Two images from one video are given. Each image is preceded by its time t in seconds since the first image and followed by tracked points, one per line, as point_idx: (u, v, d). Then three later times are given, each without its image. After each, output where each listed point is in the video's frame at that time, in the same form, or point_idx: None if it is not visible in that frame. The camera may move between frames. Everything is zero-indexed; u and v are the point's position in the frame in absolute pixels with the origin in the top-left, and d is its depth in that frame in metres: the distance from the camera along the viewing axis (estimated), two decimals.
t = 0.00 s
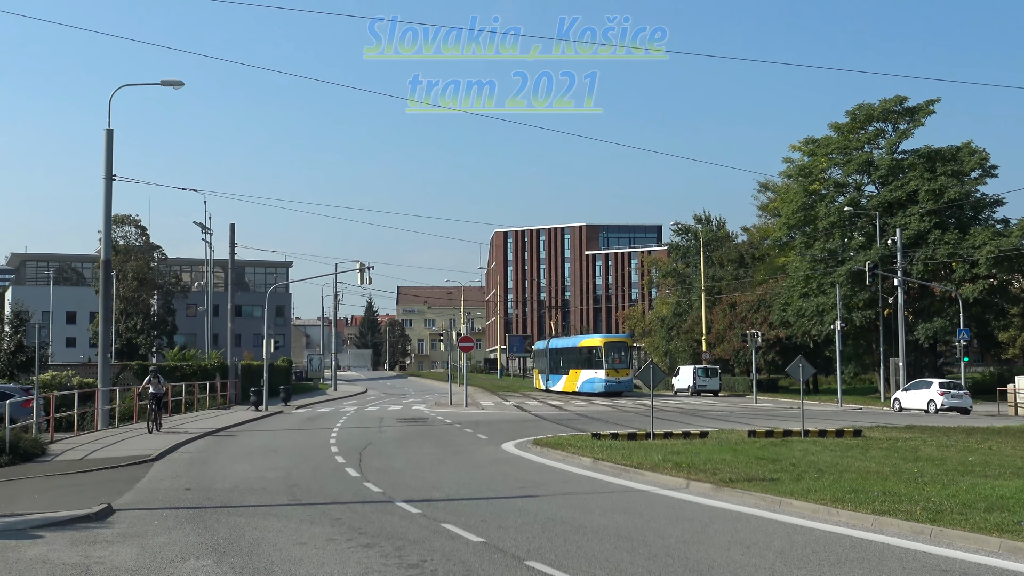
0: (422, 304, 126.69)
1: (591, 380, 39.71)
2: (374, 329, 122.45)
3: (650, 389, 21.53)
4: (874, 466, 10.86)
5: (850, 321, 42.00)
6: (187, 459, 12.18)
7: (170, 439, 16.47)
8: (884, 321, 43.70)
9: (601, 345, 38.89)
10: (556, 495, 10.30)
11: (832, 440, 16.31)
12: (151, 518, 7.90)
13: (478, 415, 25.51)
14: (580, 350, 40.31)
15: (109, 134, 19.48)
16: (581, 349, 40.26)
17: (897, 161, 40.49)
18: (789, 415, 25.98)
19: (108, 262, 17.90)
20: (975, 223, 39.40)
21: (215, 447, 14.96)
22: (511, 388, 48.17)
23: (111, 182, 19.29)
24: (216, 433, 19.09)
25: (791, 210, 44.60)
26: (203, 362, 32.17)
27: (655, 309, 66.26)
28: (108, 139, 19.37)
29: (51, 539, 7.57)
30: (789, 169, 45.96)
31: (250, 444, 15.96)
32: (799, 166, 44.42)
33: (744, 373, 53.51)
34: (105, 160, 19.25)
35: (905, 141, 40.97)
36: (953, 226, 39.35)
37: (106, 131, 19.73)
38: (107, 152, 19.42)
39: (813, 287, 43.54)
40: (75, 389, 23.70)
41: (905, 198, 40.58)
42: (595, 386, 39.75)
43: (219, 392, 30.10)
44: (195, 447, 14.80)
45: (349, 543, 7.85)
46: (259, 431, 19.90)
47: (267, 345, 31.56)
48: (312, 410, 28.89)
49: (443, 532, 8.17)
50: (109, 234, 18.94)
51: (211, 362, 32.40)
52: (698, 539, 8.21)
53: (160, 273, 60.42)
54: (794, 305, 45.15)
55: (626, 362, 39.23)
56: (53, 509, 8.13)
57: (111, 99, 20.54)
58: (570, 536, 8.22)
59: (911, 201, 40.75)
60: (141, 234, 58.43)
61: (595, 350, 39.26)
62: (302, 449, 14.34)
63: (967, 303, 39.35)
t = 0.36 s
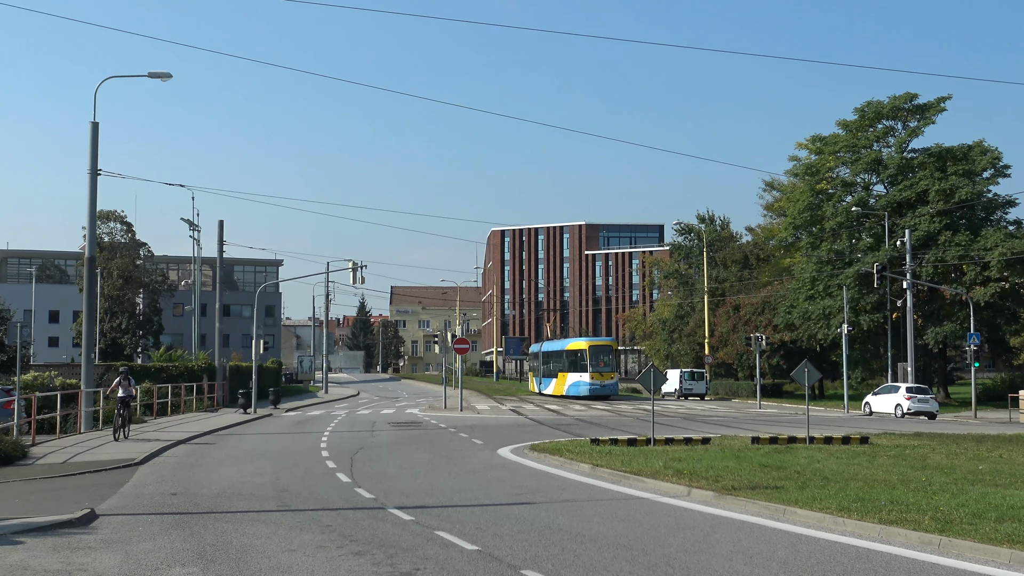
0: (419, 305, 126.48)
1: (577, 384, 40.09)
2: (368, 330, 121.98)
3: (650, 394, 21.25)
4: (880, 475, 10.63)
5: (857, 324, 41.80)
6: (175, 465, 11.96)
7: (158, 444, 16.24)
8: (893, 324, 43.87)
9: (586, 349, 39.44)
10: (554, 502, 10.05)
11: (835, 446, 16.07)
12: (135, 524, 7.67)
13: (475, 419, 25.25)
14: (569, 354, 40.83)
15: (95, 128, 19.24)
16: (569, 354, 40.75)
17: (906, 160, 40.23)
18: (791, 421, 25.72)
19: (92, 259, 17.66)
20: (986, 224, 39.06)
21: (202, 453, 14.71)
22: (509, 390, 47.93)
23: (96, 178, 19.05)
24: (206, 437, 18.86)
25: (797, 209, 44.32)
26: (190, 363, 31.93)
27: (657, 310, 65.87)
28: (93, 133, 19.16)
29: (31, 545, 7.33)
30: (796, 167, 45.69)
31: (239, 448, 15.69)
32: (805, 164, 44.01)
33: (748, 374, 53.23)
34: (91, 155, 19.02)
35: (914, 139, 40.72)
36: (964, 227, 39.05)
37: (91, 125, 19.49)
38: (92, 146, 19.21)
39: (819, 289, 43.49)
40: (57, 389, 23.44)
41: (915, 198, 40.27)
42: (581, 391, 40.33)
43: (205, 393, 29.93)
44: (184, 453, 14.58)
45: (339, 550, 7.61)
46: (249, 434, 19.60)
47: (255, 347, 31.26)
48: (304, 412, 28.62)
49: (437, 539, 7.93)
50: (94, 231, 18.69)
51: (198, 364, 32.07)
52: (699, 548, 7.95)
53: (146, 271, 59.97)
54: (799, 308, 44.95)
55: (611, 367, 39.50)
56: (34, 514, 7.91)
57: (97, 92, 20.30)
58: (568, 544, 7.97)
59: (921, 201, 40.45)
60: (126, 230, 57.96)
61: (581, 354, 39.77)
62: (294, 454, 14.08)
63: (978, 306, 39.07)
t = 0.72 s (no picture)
0: (418, 306, 126.24)
1: (567, 386, 40.57)
2: (365, 331, 121.70)
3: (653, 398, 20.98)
4: (889, 482, 10.40)
5: (868, 327, 41.70)
6: (166, 472, 11.70)
7: (150, 449, 15.98)
8: (906, 327, 43.70)
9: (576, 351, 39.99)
10: (556, 510, 9.79)
11: (844, 452, 15.82)
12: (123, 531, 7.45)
13: (475, 423, 25.00)
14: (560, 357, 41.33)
15: (83, 122, 19.00)
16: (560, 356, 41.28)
17: (919, 157, 40.03)
18: (797, 426, 25.46)
19: (78, 257, 17.39)
20: (1001, 224, 38.76)
21: (194, 460, 14.46)
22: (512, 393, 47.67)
23: (83, 174, 18.81)
24: (200, 442, 18.60)
25: (807, 208, 44.11)
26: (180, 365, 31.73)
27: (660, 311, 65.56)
28: (81, 127, 18.94)
29: (17, 552, 7.09)
30: (805, 165, 45.52)
31: (232, 454, 15.45)
32: (815, 162, 43.83)
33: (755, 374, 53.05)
34: (78, 150, 18.79)
35: (927, 135, 40.61)
36: (978, 226, 38.82)
37: (80, 120, 19.26)
38: (80, 141, 18.99)
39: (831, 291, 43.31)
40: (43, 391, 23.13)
41: (927, 196, 40.05)
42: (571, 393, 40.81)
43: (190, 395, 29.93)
44: (176, 459, 14.32)
45: (335, 558, 7.37)
46: (241, 438, 19.31)
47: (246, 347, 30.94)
48: (302, 416, 28.36)
49: (435, 547, 7.70)
50: (80, 228, 18.45)
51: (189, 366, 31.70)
52: (703, 557, 7.70)
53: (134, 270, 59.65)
54: (809, 310, 44.90)
55: (599, 369, 39.91)
56: (20, 520, 7.69)
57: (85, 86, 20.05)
58: (570, 552, 7.73)
59: (935, 200, 40.21)
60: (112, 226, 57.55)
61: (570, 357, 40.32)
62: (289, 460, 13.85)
63: (992, 310, 38.78)
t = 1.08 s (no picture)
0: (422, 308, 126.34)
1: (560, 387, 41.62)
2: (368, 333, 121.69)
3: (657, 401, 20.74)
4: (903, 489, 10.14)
5: (882, 325, 43.30)
6: (159, 487, 11.52)
7: (144, 457, 15.78)
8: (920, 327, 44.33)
9: (570, 353, 41.10)
10: (559, 516, 9.55)
11: (853, 456, 15.59)
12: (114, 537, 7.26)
13: (476, 426, 24.79)
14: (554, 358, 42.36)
15: (73, 119, 18.77)
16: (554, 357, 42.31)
17: (933, 151, 41.50)
18: (805, 428, 25.27)
19: (66, 257, 17.18)
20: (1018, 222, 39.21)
21: (190, 467, 14.24)
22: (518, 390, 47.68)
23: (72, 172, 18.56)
24: (196, 447, 18.40)
25: (819, 203, 46.08)
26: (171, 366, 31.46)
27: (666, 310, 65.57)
28: (72, 126, 18.73)
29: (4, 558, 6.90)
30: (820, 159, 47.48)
31: (227, 459, 15.23)
32: (826, 158, 46.14)
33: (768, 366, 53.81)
34: (70, 148, 18.58)
35: (944, 127, 41.92)
36: (994, 224, 39.37)
37: (71, 117, 19.06)
38: (71, 139, 18.78)
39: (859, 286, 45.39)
40: (35, 393, 22.96)
41: (942, 191, 41.00)
42: (564, 393, 41.95)
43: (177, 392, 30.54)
44: (171, 469, 14.10)
45: (331, 565, 7.16)
46: (236, 442, 19.09)
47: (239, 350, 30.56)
48: (304, 417, 28.20)
49: (434, 554, 7.49)
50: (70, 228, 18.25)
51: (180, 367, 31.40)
52: (712, 565, 7.47)
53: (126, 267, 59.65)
54: (819, 309, 46.56)
55: (592, 371, 40.94)
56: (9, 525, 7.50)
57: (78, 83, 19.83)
58: (573, 560, 7.50)
59: (949, 196, 41.05)
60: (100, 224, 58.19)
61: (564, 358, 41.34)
62: (285, 467, 13.63)
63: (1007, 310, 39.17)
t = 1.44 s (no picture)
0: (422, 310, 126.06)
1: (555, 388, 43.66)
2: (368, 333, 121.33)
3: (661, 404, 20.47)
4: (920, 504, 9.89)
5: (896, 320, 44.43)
6: (157, 500, 11.39)
7: (138, 465, 15.56)
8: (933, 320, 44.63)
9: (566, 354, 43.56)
10: (560, 523, 9.34)
11: (860, 464, 15.37)
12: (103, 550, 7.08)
13: (475, 429, 24.53)
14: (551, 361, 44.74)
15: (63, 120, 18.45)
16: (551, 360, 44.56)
17: (943, 150, 42.17)
18: (809, 431, 25.05)
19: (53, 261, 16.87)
20: None
21: (184, 474, 14.04)
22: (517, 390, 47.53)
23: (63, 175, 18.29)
24: (192, 451, 18.20)
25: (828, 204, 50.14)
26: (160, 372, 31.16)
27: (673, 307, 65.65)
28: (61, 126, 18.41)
29: None
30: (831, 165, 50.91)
31: (221, 465, 14.99)
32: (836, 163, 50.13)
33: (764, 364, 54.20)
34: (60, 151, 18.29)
35: (951, 123, 41.44)
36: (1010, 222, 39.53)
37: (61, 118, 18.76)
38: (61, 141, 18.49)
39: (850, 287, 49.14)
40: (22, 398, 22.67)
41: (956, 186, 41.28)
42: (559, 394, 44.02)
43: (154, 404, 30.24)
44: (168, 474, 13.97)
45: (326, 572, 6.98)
46: (230, 447, 18.82)
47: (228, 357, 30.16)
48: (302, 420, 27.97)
49: (432, 562, 7.30)
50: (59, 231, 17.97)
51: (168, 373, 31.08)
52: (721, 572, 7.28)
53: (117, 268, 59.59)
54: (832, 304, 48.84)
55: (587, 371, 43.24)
56: None
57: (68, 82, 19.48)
58: (577, 567, 7.31)
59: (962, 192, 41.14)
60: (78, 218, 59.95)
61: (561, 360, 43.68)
62: (280, 475, 13.41)
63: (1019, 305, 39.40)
